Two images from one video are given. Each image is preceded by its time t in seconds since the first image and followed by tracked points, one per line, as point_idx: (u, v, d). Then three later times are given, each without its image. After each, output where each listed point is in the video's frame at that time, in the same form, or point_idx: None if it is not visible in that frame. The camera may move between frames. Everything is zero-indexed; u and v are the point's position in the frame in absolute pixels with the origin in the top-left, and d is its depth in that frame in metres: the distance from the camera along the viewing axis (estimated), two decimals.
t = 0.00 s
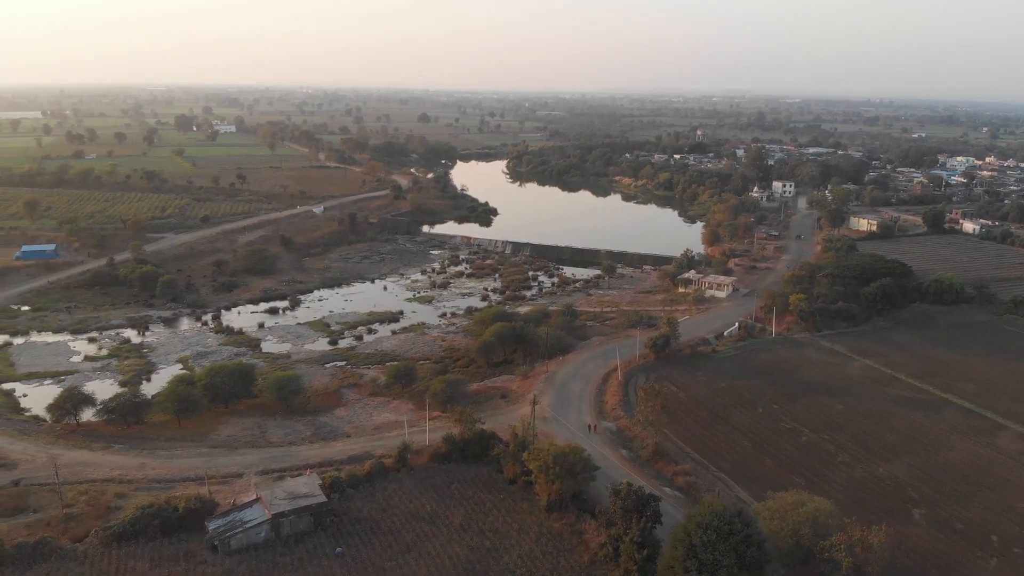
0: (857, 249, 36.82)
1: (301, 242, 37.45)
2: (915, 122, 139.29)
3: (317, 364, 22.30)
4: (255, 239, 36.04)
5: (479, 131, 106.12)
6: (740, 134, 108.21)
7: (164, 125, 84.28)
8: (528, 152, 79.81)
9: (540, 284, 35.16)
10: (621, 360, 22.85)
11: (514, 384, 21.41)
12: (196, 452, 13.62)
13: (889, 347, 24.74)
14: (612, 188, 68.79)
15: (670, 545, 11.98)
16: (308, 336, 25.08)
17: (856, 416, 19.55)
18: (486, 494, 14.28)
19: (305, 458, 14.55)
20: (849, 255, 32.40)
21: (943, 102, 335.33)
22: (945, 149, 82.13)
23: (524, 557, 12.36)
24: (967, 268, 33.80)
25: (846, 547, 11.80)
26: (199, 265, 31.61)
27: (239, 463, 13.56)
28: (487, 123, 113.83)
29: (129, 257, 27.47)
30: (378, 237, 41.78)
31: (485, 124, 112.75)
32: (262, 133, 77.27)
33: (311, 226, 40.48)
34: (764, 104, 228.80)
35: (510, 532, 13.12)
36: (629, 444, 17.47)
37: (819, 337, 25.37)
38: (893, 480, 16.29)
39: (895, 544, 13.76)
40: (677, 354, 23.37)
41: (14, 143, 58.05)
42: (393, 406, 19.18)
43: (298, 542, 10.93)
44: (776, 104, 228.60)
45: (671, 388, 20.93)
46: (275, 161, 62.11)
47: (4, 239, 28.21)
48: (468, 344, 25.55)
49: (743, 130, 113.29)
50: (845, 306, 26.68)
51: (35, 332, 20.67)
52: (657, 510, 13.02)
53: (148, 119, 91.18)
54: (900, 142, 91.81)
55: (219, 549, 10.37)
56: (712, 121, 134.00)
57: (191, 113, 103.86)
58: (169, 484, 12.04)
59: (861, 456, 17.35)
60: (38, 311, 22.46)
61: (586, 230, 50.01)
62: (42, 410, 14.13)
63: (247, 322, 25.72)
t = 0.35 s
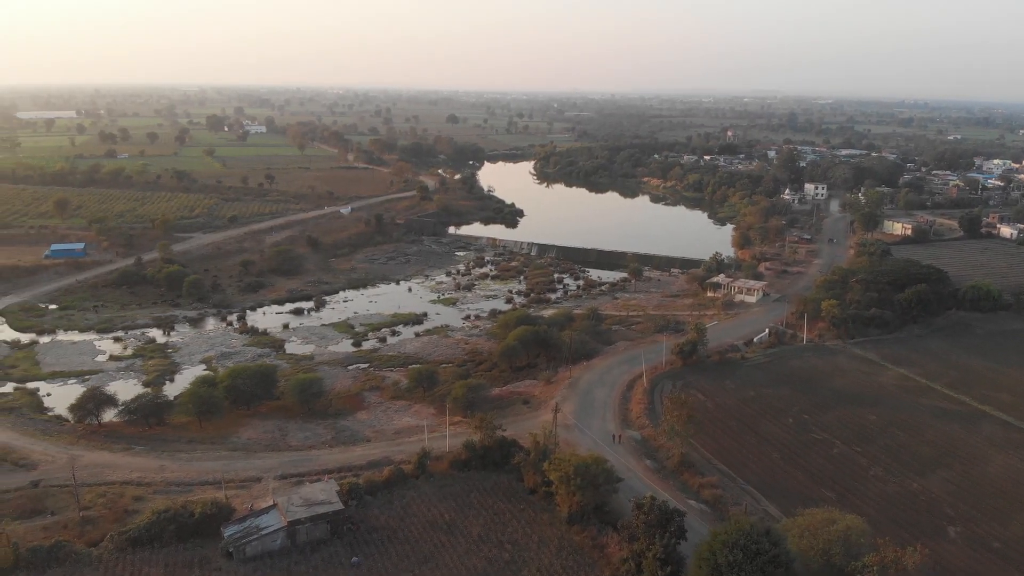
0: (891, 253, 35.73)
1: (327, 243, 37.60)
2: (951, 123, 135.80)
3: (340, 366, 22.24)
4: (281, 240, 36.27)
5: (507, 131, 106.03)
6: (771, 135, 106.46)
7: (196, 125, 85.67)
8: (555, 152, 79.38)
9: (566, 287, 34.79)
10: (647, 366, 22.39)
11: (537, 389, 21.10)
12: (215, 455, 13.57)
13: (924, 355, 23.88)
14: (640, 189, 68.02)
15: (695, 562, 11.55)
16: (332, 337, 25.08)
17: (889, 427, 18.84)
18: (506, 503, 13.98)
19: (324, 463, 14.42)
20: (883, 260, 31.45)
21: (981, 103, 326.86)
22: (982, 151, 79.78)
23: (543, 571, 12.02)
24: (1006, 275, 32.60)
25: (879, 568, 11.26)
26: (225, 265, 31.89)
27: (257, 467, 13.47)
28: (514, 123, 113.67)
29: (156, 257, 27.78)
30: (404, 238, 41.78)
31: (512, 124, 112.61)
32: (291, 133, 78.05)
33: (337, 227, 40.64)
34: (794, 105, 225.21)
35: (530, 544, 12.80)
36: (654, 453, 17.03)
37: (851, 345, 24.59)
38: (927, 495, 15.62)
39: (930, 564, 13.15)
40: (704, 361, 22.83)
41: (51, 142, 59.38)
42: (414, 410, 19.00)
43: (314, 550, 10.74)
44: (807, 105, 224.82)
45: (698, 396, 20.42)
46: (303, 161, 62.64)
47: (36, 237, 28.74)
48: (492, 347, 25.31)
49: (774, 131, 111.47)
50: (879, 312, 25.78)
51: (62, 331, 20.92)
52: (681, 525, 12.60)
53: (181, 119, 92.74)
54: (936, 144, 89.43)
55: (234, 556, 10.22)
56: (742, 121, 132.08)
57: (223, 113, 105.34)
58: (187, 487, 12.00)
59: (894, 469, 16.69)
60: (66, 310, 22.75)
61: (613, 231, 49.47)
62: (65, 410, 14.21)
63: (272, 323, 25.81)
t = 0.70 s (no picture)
0: (928, 258, 34.60)
1: (355, 244, 37.71)
2: (990, 125, 132.02)
3: (364, 368, 22.17)
4: (309, 240, 36.46)
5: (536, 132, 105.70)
6: (805, 137, 104.30)
7: (229, 126, 87.00)
8: (584, 154, 78.82)
9: (592, 290, 34.35)
10: (674, 373, 21.87)
11: (561, 395, 20.74)
12: (236, 458, 13.51)
13: (962, 365, 22.95)
14: (670, 191, 67.14)
15: None
16: (357, 339, 25.05)
17: (926, 440, 18.09)
18: (528, 514, 13.65)
19: (345, 468, 14.27)
20: (920, 266, 30.42)
21: None
22: None
23: None
24: None
25: None
26: (253, 265, 32.14)
27: (277, 471, 13.37)
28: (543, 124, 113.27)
29: (185, 257, 28.08)
30: (431, 240, 41.74)
31: (541, 124, 112.23)
32: (322, 134, 78.78)
33: (365, 228, 40.75)
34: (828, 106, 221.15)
35: (551, 557, 12.45)
36: (681, 465, 16.57)
37: (886, 353, 23.78)
38: (965, 512, 14.91)
39: None
40: (734, 369, 22.24)
41: (89, 142, 60.72)
42: (437, 415, 18.80)
43: (331, 559, 10.53)
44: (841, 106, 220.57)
45: (727, 406, 19.86)
46: (333, 162, 63.12)
47: (69, 235, 29.26)
48: (516, 352, 25.02)
49: (807, 133, 109.26)
50: (915, 320, 24.94)
51: (91, 329, 21.19)
52: (708, 541, 12.14)
53: (215, 120, 94.28)
54: (975, 146, 86.83)
55: (250, 564, 10.06)
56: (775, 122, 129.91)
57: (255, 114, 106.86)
58: (206, 491, 11.93)
59: (930, 485, 15.99)
60: (95, 309, 23.06)
61: (642, 234, 48.82)
62: (89, 410, 14.31)
63: (298, 324, 25.88)
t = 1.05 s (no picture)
0: (963, 264, 33.55)
1: (379, 245, 37.76)
2: None
3: (385, 370, 22.08)
4: (333, 241, 36.60)
5: (562, 133, 105.26)
6: (836, 138, 102.30)
7: (259, 126, 88.02)
8: (611, 155, 78.19)
9: (617, 293, 33.93)
10: (699, 380, 21.41)
11: (583, 401, 20.41)
12: (254, 461, 13.44)
13: (998, 374, 22.11)
14: (697, 193, 66.27)
15: None
16: (379, 341, 24.99)
17: (959, 453, 17.43)
18: (547, 524, 13.35)
19: (363, 473, 14.14)
20: (954, 271, 29.47)
21: None
22: None
23: None
24: None
25: None
26: (278, 266, 32.32)
27: (295, 475, 13.26)
28: (570, 124, 112.73)
29: (210, 257, 28.32)
30: (455, 241, 41.66)
31: (568, 125, 111.72)
32: (349, 135, 79.31)
33: (389, 229, 40.77)
34: (859, 107, 217.09)
35: (570, 569, 12.13)
36: (705, 476, 16.14)
37: (919, 361, 23.02)
38: (1000, 529, 14.31)
39: None
40: (761, 376, 21.69)
41: (122, 142, 61.88)
42: (457, 420, 18.61)
43: (346, 568, 10.34)
44: (872, 108, 216.74)
45: (754, 414, 19.35)
46: (359, 163, 63.48)
47: (98, 234, 29.68)
48: (539, 356, 24.73)
49: (838, 134, 107.19)
50: (948, 327, 24.12)
51: (116, 329, 21.43)
52: (732, 557, 11.74)
53: (244, 121, 95.51)
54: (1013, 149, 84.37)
55: (264, 571, 9.92)
56: (805, 124, 127.78)
57: (284, 115, 108.24)
58: (223, 494, 11.87)
59: (964, 500, 15.38)
60: (121, 308, 23.32)
61: (668, 236, 48.19)
62: (110, 410, 14.38)
63: (321, 325, 25.92)
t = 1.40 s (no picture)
0: (1005, 271, 32.33)
1: (406, 246, 37.77)
2: None
3: (409, 373, 21.95)
4: (360, 242, 36.71)
5: (591, 134, 104.55)
6: (871, 140, 99.91)
7: (290, 126, 89.08)
8: (641, 156, 77.34)
9: (645, 297, 33.40)
10: (728, 389, 20.84)
11: (609, 409, 20.00)
12: (273, 465, 13.35)
13: None
14: (729, 194, 65.20)
15: None
16: (404, 343, 24.89)
17: (999, 468, 16.70)
18: (568, 537, 13.01)
19: (383, 479, 13.96)
20: (993, 277, 28.39)
21: None
22: None
23: None
24: None
25: None
26: (304, 266, 32.49)
27: (314, 481, 13.13)
28: (599, 125, 111.97)
29: (238, 257, 28.57)
30: (482, 243, 41.51)
31: (597, 125, 110.88)
32: (379, 136, 79.78)
33: (415, 230, 40.77)
34: (896, 108, 212.24)
35: None
36: (733, 489, 15.64)
37: (957, 371, 22.15)
38: None
39: None
40: (792, 385, 21.04)
41: (158, 142, 63.06)
42: (479, 426, 18.35)
43: None
44: (909, 109, 211.66)
45: (784, 425, 18.75)
46: (388, 163, 63.79)
47: (129, 233, 30.13)
48: (563, 360, 24.37)
49: (873, 136, 104.67)
50: (987, 336, 23.20)
51: (143, 328, 21.67)
52: None
53: (277, 121, 96.74)
54: None
55: None
56: (840, 125, 125.17)
57: (316, 115, 109.48)
58: (242, 499, 11.79)
59: (1004, 519, 14.71)
60: (149, 307, 23.58)
61: (697, 239, 47.41)
62: (133, 411, 14.46)
63: (346, 326, 25.93)
